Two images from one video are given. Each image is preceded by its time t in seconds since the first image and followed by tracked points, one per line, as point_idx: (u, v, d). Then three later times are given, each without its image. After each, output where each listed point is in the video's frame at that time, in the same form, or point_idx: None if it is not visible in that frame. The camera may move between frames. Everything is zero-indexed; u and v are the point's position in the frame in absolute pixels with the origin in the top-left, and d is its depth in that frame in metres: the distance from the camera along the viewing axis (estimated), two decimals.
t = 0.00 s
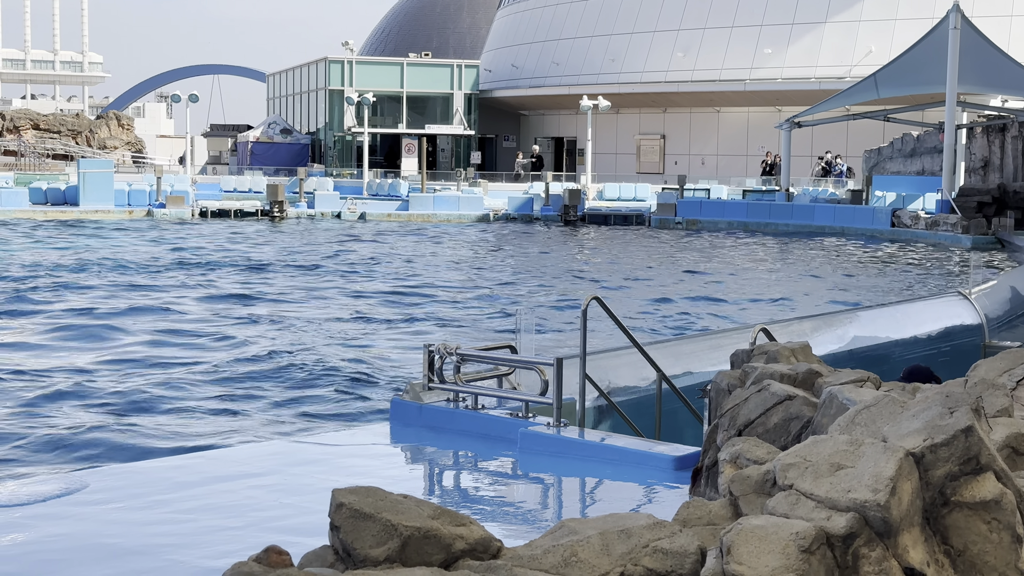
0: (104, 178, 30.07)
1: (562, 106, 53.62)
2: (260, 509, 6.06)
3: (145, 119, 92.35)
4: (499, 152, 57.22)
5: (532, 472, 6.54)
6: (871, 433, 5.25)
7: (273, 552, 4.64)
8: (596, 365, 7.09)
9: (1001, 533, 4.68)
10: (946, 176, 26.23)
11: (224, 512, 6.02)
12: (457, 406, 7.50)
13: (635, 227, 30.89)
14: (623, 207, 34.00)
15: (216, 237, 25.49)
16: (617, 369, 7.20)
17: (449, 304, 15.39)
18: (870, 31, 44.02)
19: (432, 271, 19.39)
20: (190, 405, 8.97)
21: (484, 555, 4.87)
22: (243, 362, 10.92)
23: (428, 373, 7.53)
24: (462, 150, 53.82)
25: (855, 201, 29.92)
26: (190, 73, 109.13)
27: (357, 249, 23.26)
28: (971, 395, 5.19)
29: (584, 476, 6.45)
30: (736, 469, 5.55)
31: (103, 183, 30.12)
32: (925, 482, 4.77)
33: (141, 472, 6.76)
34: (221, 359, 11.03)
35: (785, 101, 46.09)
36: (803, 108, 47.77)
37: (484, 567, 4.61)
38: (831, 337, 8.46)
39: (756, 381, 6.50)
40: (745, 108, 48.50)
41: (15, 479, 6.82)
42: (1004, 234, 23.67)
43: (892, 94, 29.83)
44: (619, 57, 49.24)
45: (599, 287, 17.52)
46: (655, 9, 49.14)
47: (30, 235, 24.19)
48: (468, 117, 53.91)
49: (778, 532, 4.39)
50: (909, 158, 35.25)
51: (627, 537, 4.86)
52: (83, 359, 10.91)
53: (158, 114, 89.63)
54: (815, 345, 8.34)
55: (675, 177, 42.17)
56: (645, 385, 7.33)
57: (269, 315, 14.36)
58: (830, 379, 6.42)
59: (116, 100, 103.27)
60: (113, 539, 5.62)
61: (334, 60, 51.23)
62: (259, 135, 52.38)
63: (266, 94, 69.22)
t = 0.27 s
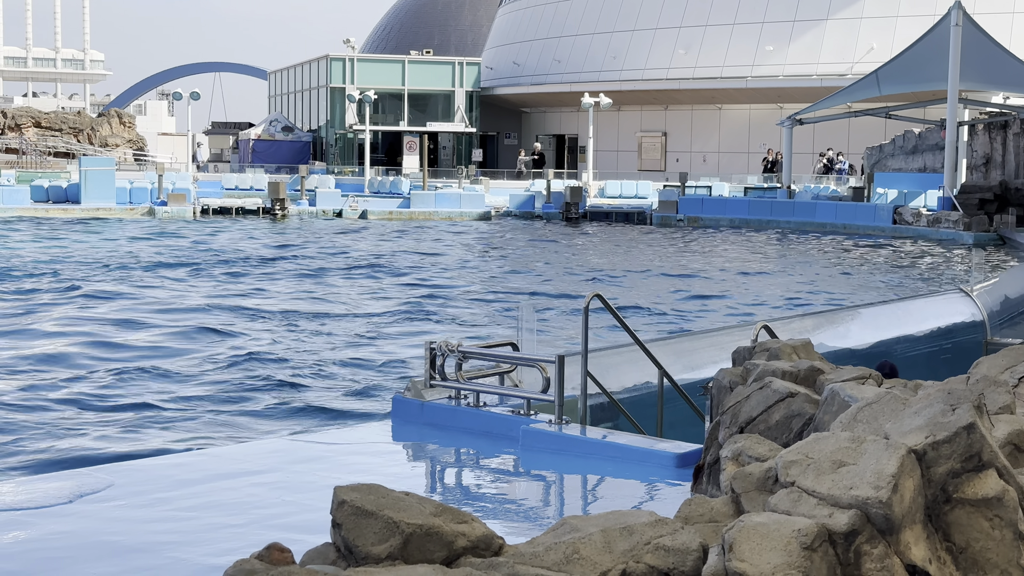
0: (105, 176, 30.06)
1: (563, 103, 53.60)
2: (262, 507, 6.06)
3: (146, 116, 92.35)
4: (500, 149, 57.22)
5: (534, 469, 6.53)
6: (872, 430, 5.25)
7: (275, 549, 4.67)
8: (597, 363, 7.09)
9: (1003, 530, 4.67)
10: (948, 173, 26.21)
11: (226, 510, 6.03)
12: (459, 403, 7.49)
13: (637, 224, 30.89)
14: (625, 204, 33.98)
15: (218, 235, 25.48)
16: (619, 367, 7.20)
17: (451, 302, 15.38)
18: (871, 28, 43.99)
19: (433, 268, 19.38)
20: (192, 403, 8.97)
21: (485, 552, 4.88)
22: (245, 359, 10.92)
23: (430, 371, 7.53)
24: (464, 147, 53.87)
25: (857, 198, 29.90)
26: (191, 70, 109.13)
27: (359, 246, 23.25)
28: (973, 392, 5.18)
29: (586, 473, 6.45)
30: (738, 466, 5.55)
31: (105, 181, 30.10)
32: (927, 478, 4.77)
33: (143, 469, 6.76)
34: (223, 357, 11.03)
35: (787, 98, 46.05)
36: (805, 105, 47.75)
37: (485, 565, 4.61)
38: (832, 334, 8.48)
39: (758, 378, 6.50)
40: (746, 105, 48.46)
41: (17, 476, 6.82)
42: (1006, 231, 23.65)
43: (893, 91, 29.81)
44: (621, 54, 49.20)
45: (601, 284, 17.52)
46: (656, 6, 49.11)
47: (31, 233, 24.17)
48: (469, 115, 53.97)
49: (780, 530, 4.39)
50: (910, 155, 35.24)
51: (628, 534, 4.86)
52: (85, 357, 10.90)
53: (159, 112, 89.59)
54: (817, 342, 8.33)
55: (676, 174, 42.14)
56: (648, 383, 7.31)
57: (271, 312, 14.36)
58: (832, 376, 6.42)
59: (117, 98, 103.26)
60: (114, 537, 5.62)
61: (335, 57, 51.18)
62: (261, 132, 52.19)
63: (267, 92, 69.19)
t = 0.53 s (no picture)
0: (107, 174, 30.06)
1: (564, 102, 53.59)
2: (264, 505, 6.06)
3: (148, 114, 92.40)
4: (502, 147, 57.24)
5: (535, 467, 6.53)
6: (875, 427, 5.25)
7: (277, 547, 4.68)
8: (599, 360, 7.08)
9: (1005, 528, 4.67)
10: (950, 171, 26.18)
11: (228, 507, 6.03)
12: (461, 400, 7.49)
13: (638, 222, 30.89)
14: (626, 202, 33.99)
15: (220, 233, 25.48)
16: (620, 365, 7.19)
17: (452, 300, 15.38)
18: (873, 26, 43.97)
19: (435, 266, 19.39)
20: (194, 401, 8.97)
21: (487, 550, 4.89)
22: (247, 357, 10.92)
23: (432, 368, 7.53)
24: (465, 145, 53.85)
25: (858, 195, 29.89)
26: (193, 69, 109.17)
27: (360, 244, 23.26)
28: (975, 390, 5.18)
29: (587, 471, 6.45)
30: (740, 464, 5.56)
31: (107, 179, 30.11)
32: (929, 476, 4.77)
33: (145, 467, 6.77)
34: (224, 355, 11.04)
35: (788, 96, 46.03)
36: (806, 103, 47.75)
37: (487, 563, 4.62)
38: (833, 332, 8.49)
39: (760, 376, 6.50)
40: (748, 103, 48.45)
41: (19, 474, 6.83)
42: (1007, 229, 23.63)
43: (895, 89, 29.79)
44: (622, 53, 49.18)
45: (603, 281, 17.53)
46: (658, 4, 49.10)
47: (33, 231, 24.18)
48: (470, 113, 53.75)
49: (782, 528, 4.39)
50: (912, 153, 35.23)
51: (630, 532, 4.87)
52: (87, 355, 10.92)
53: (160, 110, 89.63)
54: (818, 341, 8.33)
55: (677, 172, 42.12)
56: (649, 381, 7.31)
57: (272, 310, 14.35)
58: (833, 374, 6.42)
59: (118, 96, 103.28)
60: (116, 535, 5.63)
61: (336, 56, 51.19)
62: (262, 131, 52.03)
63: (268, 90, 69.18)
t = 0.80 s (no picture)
0: (109, 173, 30.06)
1: (567, 100, 53.59)
2: (266, 503, 6.07)
3: (150, 112, 92.44)
4: (504, 145, 57.26)
5: (538, 465, 6.54)
6: (876, 426, 5.25)
7: (279, 545, 4.70)
8: (602, 358, 7.08)
9: (1007, 526, 4.67)
10: (952, 168, 26.14)
11: (230, 505, 6.04)
12: (463, 399, 7.49)
13: (640, 220, 30.89)
14: (628, 200, 33.98)
15: (222, 232, 25.50)
16: (623, 364, 7.18)
17: (455, 298, 15.38)
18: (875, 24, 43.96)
19: (437, 265, 19.39)
20: (196, 399, 8.98)
21: (489, 548, 4.89)
22: (249, 356, 10.92)
23: (434, 367, 7.53)
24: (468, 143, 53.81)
25: (861, 193, 29.87)
26: (195, 67, 109.16)
27: (362, 242, 23.26)
28: (977, 388, 5.19)
29: (589, 469, 6.46)
30: (742, 462, 5.56)
31: (109, 177, 30.14)
32: (932, 474, 4.77)
33: (148, 465, 6.78)
34: (227, 353, 11.04)
35: (791, 94, 46.02)
36: (808, 101, 47.73)
37: (489, 562, 4.64)
38: (836, 330, 8.47)
39: (762, 374, 6.49)
40: (750, 101, 48.43)
41: (22, 472, 6.83)
42: (1010, 227, 23.61)
43: (897, 87, 29.74)
44: (624, 50, 49.15)
45: (605, 279, 17.53)
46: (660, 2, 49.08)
47: (36, 230, 24.19)
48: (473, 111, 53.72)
49: (785, 526, 4.39)
50: (914, 151, 35.20)
51: (632, 530, 4.87)
52: (89, 354, 10.92)
53: (163, 109, 89.69)
54: (820, 339, 8.33)
55: (679, 170, 42.11)
56: (651, 380, 7.31)
57: (273, 309, 14.37)
58: (835, 372, 6.43)
59: (120, 94, 103.36)
60: (118, 534, 5.63)
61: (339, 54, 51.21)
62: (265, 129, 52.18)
63: (271, 88, 69.18)
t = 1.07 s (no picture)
0: (112, 171, 30.09)
1: (570, 98, 53.60)
2: (269, 502, 6.07)
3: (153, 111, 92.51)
4: (507, 144, 57.29)
5: (541, 464, 6.54)
6: (880, 424, 5.25)
7: (282, 544, 4.71)
8: (604, 357, 7.08)
9: (1010, 525, 4.67)
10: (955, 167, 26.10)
11: (233, 504, 6.04)
12: (466, 397, 7.49)
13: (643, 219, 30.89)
14: (631, 199, 33.97)
15: (225, 230, 25.52)
16: (626, 363, 7.19)
17: (458, 297, 15.38)
18: (878, 22, 43.93)
19: (440, 263, 19.39)
20: (199, 398, 8.97)
21: (493, 546, 4.90)
22: (252, 354, 10.92)
23: (437, 365, 7.53)
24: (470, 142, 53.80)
25: (864, 192, 29.84)
26: (198, 66, 109.31)
27: (365, 241, 23.27)
28: (980, 386, 5.19)
29: (593, 467, 6.46)
30: (745, 460, 5.56)
31: (112, 176, 30.19)
32: (935, 472, 4.77)
33: (151, 464, 6.78)
34: (230, 352, 11.05)
35: (794, 92, 46.01)
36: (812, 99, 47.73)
37: (493, 560, 4.64)
38: (839, 329, 8.47)
39: (765, 372, 6.49)
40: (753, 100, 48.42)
41: (26, 470, 6.84)
42: (1013, 225, 23.58)
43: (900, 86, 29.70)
44: (627, 49, 49.16)
45: (608, 278, 17.53)
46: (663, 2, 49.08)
47: (39, 228, 24.22)
48: (475, 110, 53.79)
49: (788, 524, 4.39)
50: (917, 149, 35.18)
51: (636, 528, 4.88)
52: (92, 352, 10.93)
53: (166, 107, 89.77)
54: (823, 337, 8.33)
55: (682, 169, 42.11)
56: (654, 379, 7.31)
57: (276, 307, 14.36)
58: (839, 370, 6.41)
59: (124, 93, 103.48)
60: (121, 532, 5.64)
61: (342, 53, 51.23)
62: (267, 128, 52.30)
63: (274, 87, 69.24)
